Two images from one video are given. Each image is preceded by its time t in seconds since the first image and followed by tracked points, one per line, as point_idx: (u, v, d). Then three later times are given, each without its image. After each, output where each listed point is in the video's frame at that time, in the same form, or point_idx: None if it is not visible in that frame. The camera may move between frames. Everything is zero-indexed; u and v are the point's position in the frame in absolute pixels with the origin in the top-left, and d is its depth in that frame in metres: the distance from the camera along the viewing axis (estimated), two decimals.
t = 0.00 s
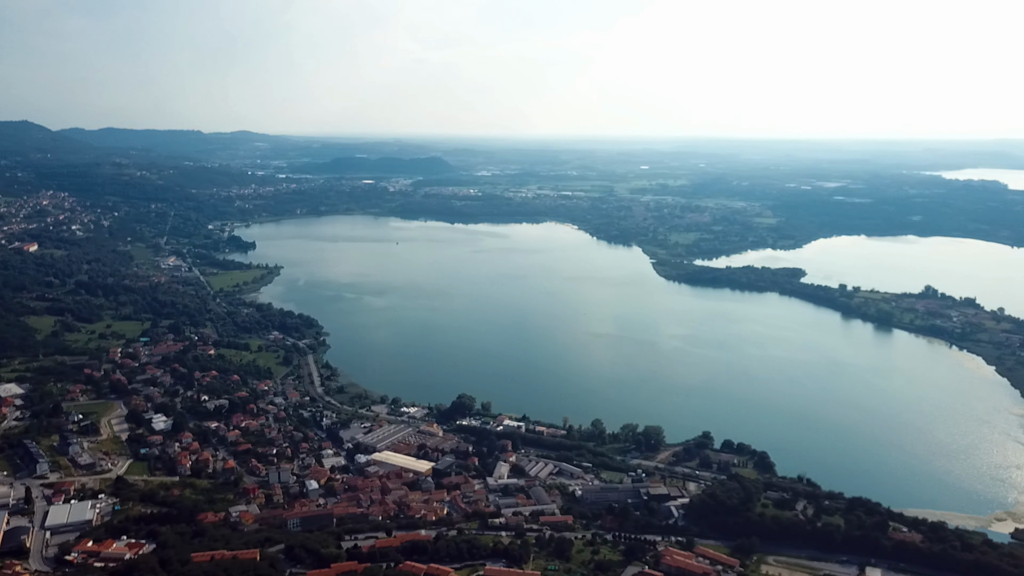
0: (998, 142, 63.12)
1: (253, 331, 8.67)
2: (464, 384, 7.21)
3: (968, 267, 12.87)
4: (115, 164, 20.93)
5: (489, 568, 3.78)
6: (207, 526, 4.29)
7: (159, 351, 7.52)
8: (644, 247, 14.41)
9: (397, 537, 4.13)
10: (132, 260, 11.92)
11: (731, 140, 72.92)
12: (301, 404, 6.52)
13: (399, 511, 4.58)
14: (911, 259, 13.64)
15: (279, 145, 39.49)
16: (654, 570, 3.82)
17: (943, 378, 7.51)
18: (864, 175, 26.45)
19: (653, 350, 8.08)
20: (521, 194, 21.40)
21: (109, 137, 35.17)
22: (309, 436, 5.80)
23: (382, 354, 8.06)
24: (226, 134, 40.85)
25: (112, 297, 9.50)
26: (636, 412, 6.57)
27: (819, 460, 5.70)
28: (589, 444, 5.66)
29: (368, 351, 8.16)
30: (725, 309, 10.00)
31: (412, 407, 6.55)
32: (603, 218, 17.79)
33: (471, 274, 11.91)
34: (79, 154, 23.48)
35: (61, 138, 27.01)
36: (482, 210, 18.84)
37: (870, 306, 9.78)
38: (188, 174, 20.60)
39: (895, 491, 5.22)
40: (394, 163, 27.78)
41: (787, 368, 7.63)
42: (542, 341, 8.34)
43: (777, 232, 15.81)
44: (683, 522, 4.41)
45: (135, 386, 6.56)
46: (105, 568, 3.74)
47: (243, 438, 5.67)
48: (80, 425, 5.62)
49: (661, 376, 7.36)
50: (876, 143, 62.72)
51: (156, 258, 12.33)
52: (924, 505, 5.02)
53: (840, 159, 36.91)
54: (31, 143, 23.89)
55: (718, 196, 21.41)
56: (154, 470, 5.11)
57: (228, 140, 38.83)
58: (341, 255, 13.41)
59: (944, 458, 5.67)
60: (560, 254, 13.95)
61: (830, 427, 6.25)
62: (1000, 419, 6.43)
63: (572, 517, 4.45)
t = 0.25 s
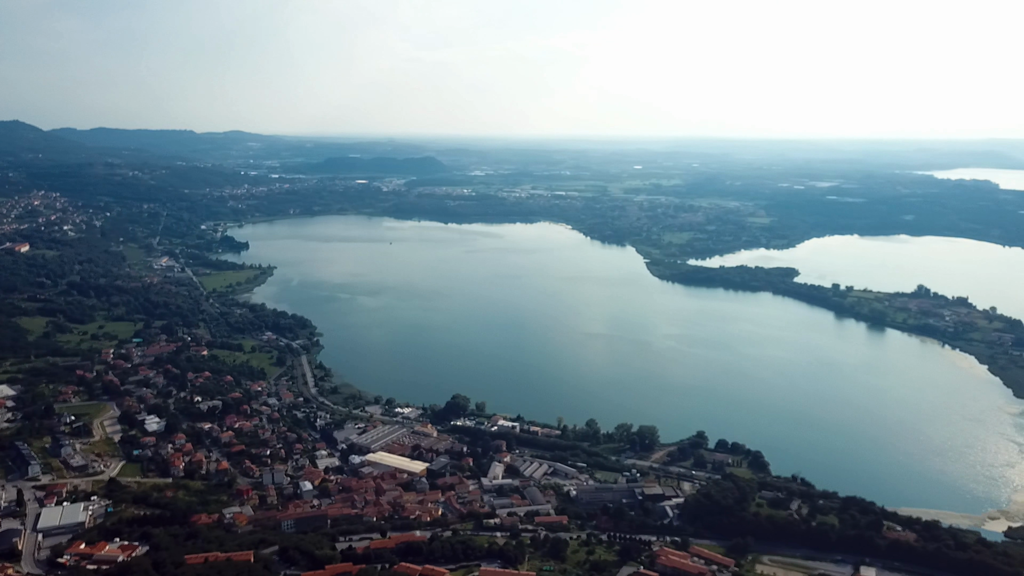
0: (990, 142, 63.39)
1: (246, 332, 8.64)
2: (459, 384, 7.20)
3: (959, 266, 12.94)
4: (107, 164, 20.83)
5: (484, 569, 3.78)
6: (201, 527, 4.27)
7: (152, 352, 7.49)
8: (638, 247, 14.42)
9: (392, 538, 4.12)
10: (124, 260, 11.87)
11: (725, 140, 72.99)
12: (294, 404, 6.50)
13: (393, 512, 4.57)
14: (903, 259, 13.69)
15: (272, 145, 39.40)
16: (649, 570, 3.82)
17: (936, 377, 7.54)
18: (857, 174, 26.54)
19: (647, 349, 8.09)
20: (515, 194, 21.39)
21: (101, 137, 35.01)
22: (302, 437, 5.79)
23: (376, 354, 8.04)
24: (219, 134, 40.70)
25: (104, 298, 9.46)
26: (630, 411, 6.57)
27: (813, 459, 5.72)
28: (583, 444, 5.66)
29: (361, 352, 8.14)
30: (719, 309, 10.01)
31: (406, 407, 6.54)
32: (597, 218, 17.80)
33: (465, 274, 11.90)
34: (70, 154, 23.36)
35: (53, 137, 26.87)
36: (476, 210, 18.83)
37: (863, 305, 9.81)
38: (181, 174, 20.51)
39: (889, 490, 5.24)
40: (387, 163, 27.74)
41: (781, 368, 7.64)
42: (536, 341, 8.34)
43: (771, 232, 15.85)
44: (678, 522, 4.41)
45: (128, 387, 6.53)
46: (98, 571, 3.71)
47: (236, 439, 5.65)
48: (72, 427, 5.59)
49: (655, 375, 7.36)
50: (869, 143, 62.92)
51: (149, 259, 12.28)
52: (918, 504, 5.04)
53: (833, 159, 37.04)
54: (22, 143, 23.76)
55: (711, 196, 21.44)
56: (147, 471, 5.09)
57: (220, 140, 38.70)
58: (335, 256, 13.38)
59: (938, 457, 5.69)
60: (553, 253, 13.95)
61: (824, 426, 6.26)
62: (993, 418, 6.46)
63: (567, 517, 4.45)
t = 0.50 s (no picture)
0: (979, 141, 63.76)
1: (237, 333, 8.59)
2: (451, 384, 7.19)
3: (948, 265, 13.02)
4: (95, 164, 20.70)
5: (476, 570, 3.77)
6: (192, 530, 4.25)
7: (141, 353, 7.44)
8: (629, 246, 14.45)
9: (384, 539, 4.11)
10: (113, 261, 11.79)
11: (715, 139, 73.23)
12: (285, 405, 6.47)
13: (385, 513, 4.55)
14: (893, 258, 13.77)
15: (262, 145, 39.26)
16: (643, 570, 3.82)
17: (926, 375, 7.59)
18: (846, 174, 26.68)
19: (639, 349, 8.10)
20: (506, 194, 21.39)
21: (89, 137, 34.78)
22: (294, 438, 5.76)
23: (368, 355, 8.01)
24: (208, 134, 40.51)
25: (93, 299, 9.39)
26: (623, 411, 6.58)
27: (804, 457, 5.74)
28: (576, 444, 5.66)
29: (353, 353, 8.11)
30: (710, 308, 10.04)
31: (397, 408, 6.52)
32: (588, 217, 17.82)
33: (457, 274, 11.88)
34: (58, 154, 23.19)
35: (40, 137, 26.68)
36: (467, 209, 18.81)
37: (853, 304, 9.86)
38: (170, 174, 20.40)
39: (880, 488, 5.26)
40: (378, 163, 27.68)
41: (772, 367, 7.67)
42: (528, 341, 8.33)
43: (761, 231, 15.91)
44: (671, 522, 4.42)
45: (118, 389, 6.48)
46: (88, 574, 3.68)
47: (227, 441, 5.62)
48: (61, 429, 5.55)
49: (647, 375, 7.37)
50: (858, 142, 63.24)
51: (138, 259, 12.20)
52: (909, 502, 5.06)
53: (822, 158, 37.23)
54: (9, 143, 23.58)
55: (702, 195, 21.50)
56: (137, 474, 5.06)
57: (210, 140, 38.53)
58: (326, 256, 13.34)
59: (928, 455, 5.72)
60: (544, 253, 13.96)
61: (815, 425, 6.28)
62: (982, 416, 6.49)
63: (560, 518, 4.45)
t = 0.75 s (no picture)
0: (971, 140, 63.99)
1: (230, 333, 8.56)
2: (445, 384, 7.18)
3: (940, 264, 13.08)
4: (87, 164, 20.59)
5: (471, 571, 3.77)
6: (185, 532, 4.23)
7: (134, 354, 7.41)
8: (622, 246, 14.47)
9: (378, 541, 4.10)
10: (104, 261, 11.73)
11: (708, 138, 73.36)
12: (279, 406, 6.45)
13: (380, 514, 4.54)
14: (885, 257, 13.82)
15: (254, 145, 39.16)
16: (637, 570, 3.82)
17: (919, 374, 7.61)
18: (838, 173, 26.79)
19: (632, 348, 8.10)
20: (499, 193, 21.38)
21: (81, 136, 34.62)
22: (287, 439, 5.74)
23: (361, 355, 8.00)
24: (201, 134, 40.37)
25: (85, 300, 9.34)
26: (617, 411, 6.58)
27: (798, 457, 5.75)
28: (570, 444, 5.66)
29: (346, 353, 8.09)
30: (704, 308, 10.06)
31: (391, 408, 6.51)
32: (581, 217, 17.82)
33: (451, 274, 11.86)
34: (49, 153, 23.07)
35: (31, 137, 26.53)
36: (460, 209, 18.79)
37: (846, 304, 9.89)
38: (162, 174, 20.32)
39: (873, 487, 5.28)
40: (371, 163, 27.62)
41: (765, 366, 7.68)
42: (522, 341, 8.32)
43: (754, 230, 15.95)
44: (666, 522, 4.42)
45: (110, 390, 6.45)
46: None
47: (221, 442, 5.60)
48: (53, 431, 5.51)
49: (640, 374, 7.37)
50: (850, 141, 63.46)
51: (130, 259, 12.14)
52: (902, 501, 5.08)
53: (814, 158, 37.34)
54: None
55: (695, 195, 21.53)
56: (129, 475, 5.03)
57: (202, 140, 38.39)
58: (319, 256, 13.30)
59: (921, 454, 5.74)
60: (538, 253, 13.96)
61: (808, 424, 6.30)
62: (975, 415, 6.52)
63: (555, 518, 4.45)
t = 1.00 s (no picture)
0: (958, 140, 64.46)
1: (219, 334, 8.52)
2: (436, 385, 7.16)
3: (928, 263, 13.16)
4: (74, 164, 20.45)
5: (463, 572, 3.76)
6: (175, 534, 4.20)
7: (122, 355, 7.36)
8: (613, 245, 14.49)
9: (370, 542, 4.08)
10: (92, 262, 11.64)
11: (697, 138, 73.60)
12: (269, 407, 6.41)
13: (371, 515, 4.52)
14: (874, 256, 13.89)
15: (244, 145, 38.99)
16: (630, 570, 3.82)
17: (909, 373, 7.66)
18: (827, 173, 26.94)
19: (624, 348, 8.11)
20: (489, 193, 21.36)
21: (68, 136, 34.38)
22: (278, 440, 5.71)
23: (352, 356, 7.97)
24: (189, 134, 40.18)
25: (73, 301, 9.26)
26: (608, 410, 6.58)
27: (791, 456, 5.76)
28: (562, 444, 5.66)
29: (337, 354, 8.06)
30: (694, 307, 10.08)
31: (382, 409, 6.48)
32: (571, 217, 17.84)
33: (441, 274, 11.84)
34: (35, 153, 22.89)
35: (17, 137, 26.32)
36: (450, 209, 18.77)
37: (836, 303, 9.94)
38: (150, 174, 20.19)
39: (863, 485, 5.30)
40: (361, 163, 27.55)
41: (756, 365, 7.71)
42: (513, 341, 8.32)
43: (744, 230, 16.01)
44: (658, 522, 4.43)
45: (99, 392, 6.40)
46: None
47: (210, 443, 5.57)
48: (40, 433, 5.47)
49: (631, 374, 7.38)
50: (837, 141, 63.88)
51: (118, 260, 12.06)
52: (893, 499, 5.10)
53: (803, 157, 37.55)
54: None
55: (685, 195, 21.58)
56: (118, 477, 4.99)
57: (191, 139, 38.19)
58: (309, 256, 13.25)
59: (911, 452, 5.77)
60: (528, 253, 13.96)
61: (799, 423, 6.31)
62: (964, 413, 6.56)
63: (546, 518, 4.44)
